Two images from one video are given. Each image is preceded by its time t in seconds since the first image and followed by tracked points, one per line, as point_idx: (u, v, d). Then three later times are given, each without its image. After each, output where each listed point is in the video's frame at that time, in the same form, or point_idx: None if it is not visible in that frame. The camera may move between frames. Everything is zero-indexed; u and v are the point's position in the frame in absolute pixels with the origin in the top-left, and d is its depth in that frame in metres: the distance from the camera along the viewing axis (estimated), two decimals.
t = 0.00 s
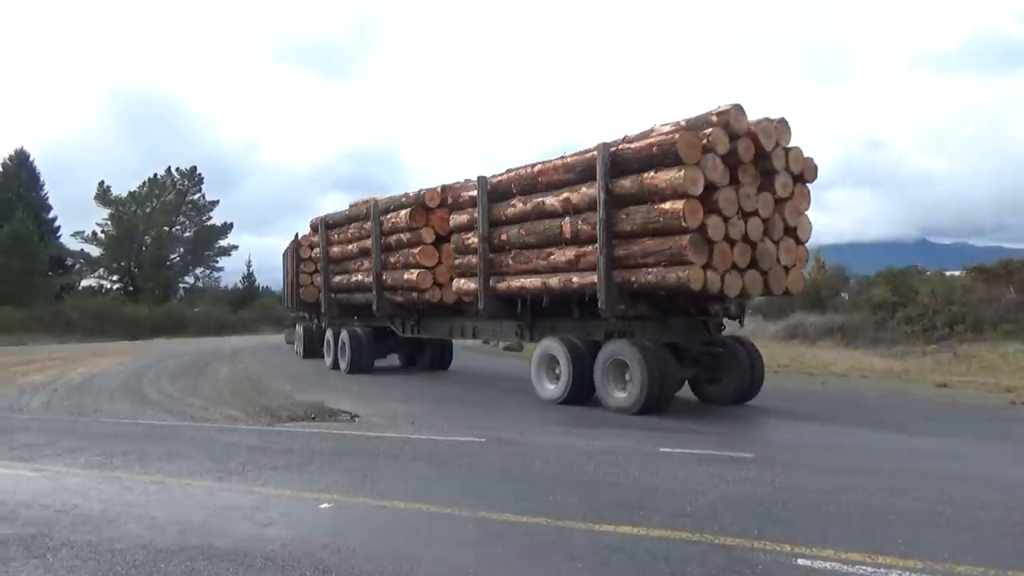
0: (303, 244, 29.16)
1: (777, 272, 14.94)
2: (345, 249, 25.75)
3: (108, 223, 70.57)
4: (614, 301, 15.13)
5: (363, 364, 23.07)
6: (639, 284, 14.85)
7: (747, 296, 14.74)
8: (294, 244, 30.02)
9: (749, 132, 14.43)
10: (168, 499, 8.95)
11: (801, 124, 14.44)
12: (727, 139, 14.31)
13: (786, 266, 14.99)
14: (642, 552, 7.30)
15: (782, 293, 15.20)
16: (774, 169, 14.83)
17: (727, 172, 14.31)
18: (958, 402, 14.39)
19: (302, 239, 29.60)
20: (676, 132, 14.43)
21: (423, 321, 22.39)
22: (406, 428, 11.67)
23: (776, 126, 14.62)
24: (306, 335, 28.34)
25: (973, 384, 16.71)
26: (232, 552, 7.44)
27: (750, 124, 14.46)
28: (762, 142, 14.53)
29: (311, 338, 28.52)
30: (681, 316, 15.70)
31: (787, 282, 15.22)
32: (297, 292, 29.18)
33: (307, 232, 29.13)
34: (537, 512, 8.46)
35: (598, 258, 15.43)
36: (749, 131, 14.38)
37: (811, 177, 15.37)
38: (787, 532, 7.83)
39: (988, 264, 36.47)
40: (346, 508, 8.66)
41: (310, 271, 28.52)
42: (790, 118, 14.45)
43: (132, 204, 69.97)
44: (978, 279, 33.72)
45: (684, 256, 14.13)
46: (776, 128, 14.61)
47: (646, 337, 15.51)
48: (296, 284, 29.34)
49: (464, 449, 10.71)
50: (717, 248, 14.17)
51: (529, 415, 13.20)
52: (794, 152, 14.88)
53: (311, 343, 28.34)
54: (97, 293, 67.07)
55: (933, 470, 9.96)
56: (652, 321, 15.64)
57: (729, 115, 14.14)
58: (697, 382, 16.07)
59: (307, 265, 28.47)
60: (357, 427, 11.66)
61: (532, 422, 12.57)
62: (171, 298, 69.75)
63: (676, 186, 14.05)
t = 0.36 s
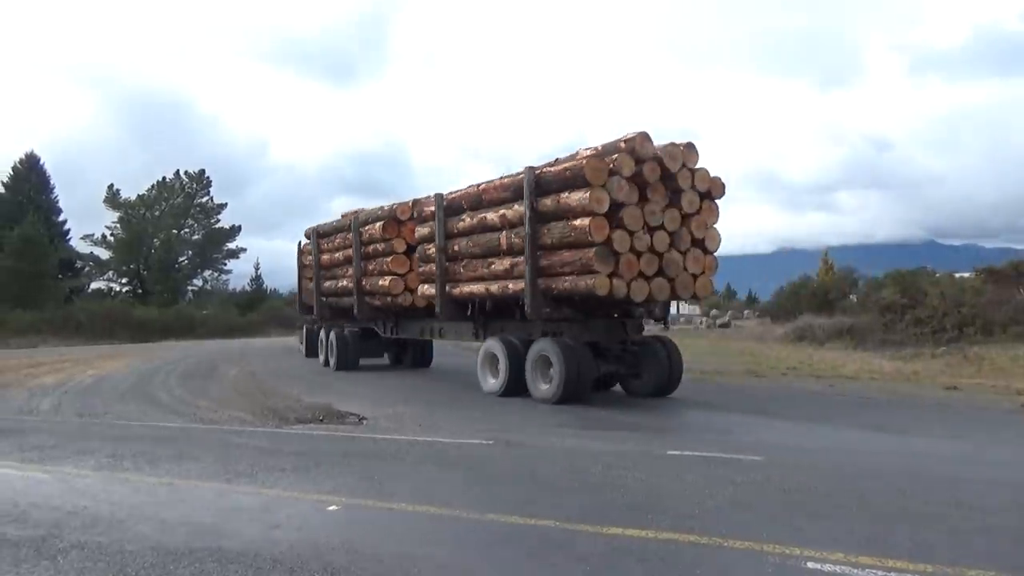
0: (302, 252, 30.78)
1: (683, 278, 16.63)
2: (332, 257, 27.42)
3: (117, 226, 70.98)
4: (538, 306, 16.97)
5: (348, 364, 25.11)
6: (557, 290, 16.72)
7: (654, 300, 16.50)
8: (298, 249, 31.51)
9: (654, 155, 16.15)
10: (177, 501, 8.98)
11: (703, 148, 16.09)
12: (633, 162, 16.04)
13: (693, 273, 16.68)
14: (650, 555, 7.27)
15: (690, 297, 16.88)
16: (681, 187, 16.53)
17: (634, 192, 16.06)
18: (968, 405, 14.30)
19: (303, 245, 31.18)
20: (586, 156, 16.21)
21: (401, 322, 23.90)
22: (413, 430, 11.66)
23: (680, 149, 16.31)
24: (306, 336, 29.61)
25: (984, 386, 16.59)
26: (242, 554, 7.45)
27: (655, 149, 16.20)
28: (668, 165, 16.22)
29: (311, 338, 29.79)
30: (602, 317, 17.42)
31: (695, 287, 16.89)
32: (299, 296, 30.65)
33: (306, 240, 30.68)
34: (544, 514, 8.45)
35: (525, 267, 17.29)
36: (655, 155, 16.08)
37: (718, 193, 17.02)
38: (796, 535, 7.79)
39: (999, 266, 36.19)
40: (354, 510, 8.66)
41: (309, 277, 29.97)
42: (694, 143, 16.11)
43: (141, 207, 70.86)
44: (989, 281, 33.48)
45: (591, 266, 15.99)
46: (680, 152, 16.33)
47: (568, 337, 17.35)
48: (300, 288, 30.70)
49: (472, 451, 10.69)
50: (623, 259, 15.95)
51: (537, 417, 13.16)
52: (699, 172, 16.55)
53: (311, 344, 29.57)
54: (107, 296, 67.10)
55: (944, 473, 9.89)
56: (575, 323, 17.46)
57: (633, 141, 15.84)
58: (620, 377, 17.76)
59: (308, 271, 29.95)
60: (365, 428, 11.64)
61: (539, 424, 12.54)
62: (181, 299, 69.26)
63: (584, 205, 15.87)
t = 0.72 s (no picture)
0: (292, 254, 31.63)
1: (608, 283, 17.83)
2: (318, 261, 28.06)
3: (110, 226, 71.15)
4: (474, 308, 18.49)
5: (328, 364, 26.03)
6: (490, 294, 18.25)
7: (580, 303, 17.82)
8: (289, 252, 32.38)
9: (579, 171, 17.43)
10: (171, 506, 8.82)
11: (625, 163, 17.26)
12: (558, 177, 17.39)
13: (618, 278, 17.84)
14: (653, 561, 7.06)
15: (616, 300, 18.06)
16: (606, 200, 17.70)
17: (559, 205, 17.41)
18: (979, 408, 14.04)
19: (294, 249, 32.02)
20: (515, 172, 17.68)
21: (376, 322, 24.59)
22: (411, 434, 11.43)
23: (605, 165, 17.51)
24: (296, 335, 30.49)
25: (994, 389, 16.31)
26: (236, 560, 7.28)
27: (579, 166, 17.43)
28: (592, 179, 17.47)
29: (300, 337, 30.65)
30: (538, 318, 18.51)
31: (622, 291, 18.04)
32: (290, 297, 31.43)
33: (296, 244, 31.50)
34: (544, 519, 8.26)
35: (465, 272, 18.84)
36: (579, 171, 17.34)
37: (646, 204, 18.12)
38: (804, 540, 7.57)
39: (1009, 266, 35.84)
40: (351, 515, 8.48)
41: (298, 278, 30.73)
42: (617, 159, 17.29)
43: (134, 207, 71.01)
44: (999, 281, 33.15)
45: (518, 272, 17.53)
46: (604, 167, 17.55)
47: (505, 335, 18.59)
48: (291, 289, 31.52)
49: (471, 455, 10.46)
50: (548, 265, 17.39)
51: (538, 420, 12.90)
52: (624, 186, 17.70)
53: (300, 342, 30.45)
54: (97, 297, 67.63)
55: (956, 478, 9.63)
56: (513, 322, 18.65)
57: (557, 159, 17.17)
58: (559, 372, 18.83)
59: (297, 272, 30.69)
60: (362, 432, 11.42)
61: (539, 427, 12.29)
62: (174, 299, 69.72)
63: (511, 217, 17.36)
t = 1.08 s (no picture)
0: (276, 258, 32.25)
1: (555, 284, 19.01)
2: (302, 262, 28.20)
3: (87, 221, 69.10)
4: (427, 308, 19.60)
5: (312, 363, 26.57)
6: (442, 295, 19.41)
7: (527, 304, 18.98)
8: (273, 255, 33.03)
9: (526, 179, 18.61)
10: (154, 518, 8.27)
11: (571, 171, 18.39)
12: (506, 185, 18.60)
13: (565, 280, 19.01)
14: None
15: (564, 301, 19.19)
16: (554, 206, 18.85)
17: (506, 211, 18.59)
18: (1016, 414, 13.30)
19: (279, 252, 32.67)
20: (464, 180, 18.87)
21: (354, 322, 25.03)
22: (408, 441, 10.81)
23: (553, 173, 18.66)
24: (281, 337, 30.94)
25: None
26: None
27: (526, 174, 18.62)
28: (539, 187, 18.64)
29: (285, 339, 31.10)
30: (491, 319, 19.70)
31: (570, 291, 19.20)
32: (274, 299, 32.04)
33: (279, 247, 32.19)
34: (552, 533, 7.67)
35: (420, 274, 19.97)
36: (526, 179, 18.53)
37: (593, 209, 19.27)
38: (834, 555, 6.97)
39: None
40: (345, 528, 7.92)
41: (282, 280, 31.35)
42: (563, 167, 18.43)
43: (115, 200, 68.61)
44: None
45: (465, 275, 18.70)
46: (552, 175, 18.71)
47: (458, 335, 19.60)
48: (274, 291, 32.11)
49: (472, 464, 9.86)
50: (494, 269, 18.60)
51: (542, 426, 12.24)
52: (571, 193, 18.85)
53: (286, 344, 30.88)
54: (76, 296, 66.98)
55: (995, 489, 8.98)
56: (465, 323, 19.71)
57: (503, 168, 18.37)
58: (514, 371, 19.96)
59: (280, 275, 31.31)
60: (356, 440, 10.81)
61: (545, 433, 11.63)
62: (156, 298, 69.16)
63: (459, 223, 18.55)
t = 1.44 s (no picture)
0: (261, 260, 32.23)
1: (511, 288, 19.37)
2: (286, 263, 28.05)
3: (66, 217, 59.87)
4: (387, 311, 20.14)
5: (295, 364, 26.21)
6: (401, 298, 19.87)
7: (483, 307, 19.37)
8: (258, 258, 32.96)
9: (481, 186, 19.05)
10: (135, 533, 7.72)
11: (525, 179, 18.79)
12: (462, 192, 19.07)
13: (520, 284, 19.36)
14: None
15: (519, 304, 19.56)
16: (510, 213, 19.24)
17: (461, 217, 19.04)
18: None
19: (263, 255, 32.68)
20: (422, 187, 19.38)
21: (331, 324, 25.11)
22: (404, 452, 10.20)
23: (508, 180, 19.08)
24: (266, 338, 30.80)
25: None
26: None
27: (482, 182, 19.04)
28: (494, 194, 19.06)
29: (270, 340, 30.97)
30: (451, 320, 20.07)
31: (526, 295, 19.58)
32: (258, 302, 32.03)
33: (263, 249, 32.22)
34: (562, 549, 7.10)
35: (381, 278, 20.47)
36: (481, 186, 18.97)
37: (550, 216, 19.62)
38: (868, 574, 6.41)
39: None
40: (337, 544, 7.38)
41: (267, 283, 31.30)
42: (518, 175, 18.85)
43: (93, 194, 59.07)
44: None
45: (421, 279, 19.19)
46: (508, 182, 19.12)
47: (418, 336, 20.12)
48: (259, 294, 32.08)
49: (472, 475, 9.28)
50: (449, 273, 19.02)
51: (547, 432, 11.59)
52: (527, 199, 19.22)
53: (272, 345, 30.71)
54: (42, 297, 57.63)
55: None
56: (425, 325, 20.20)
57: (458, 175, 18.84)
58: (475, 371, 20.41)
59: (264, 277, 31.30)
60: (348, 450, 10.20)
61: (551, 441, 11.01)
62: (136, 301, 59.76)
63: (415, 229, 19.06)
